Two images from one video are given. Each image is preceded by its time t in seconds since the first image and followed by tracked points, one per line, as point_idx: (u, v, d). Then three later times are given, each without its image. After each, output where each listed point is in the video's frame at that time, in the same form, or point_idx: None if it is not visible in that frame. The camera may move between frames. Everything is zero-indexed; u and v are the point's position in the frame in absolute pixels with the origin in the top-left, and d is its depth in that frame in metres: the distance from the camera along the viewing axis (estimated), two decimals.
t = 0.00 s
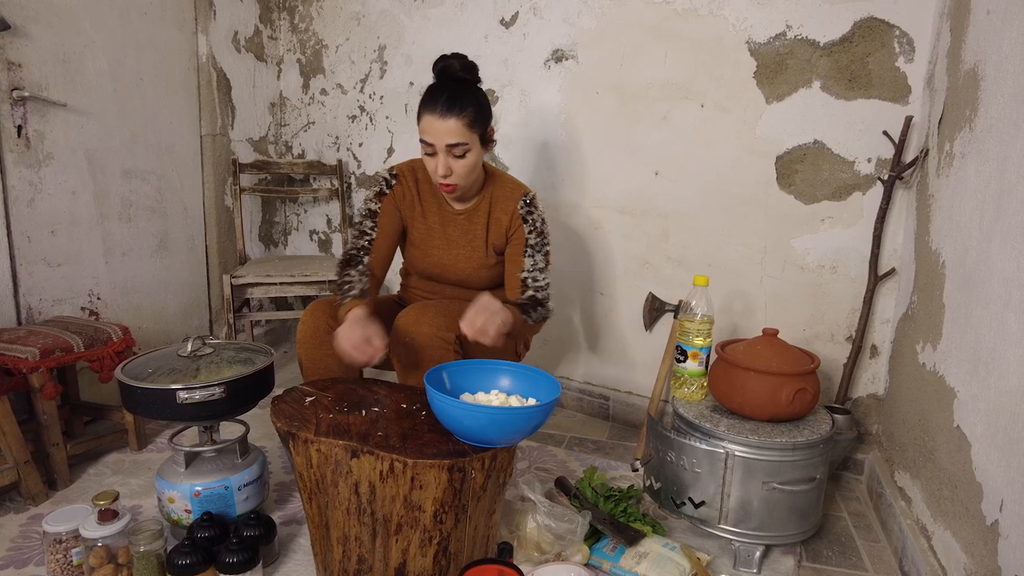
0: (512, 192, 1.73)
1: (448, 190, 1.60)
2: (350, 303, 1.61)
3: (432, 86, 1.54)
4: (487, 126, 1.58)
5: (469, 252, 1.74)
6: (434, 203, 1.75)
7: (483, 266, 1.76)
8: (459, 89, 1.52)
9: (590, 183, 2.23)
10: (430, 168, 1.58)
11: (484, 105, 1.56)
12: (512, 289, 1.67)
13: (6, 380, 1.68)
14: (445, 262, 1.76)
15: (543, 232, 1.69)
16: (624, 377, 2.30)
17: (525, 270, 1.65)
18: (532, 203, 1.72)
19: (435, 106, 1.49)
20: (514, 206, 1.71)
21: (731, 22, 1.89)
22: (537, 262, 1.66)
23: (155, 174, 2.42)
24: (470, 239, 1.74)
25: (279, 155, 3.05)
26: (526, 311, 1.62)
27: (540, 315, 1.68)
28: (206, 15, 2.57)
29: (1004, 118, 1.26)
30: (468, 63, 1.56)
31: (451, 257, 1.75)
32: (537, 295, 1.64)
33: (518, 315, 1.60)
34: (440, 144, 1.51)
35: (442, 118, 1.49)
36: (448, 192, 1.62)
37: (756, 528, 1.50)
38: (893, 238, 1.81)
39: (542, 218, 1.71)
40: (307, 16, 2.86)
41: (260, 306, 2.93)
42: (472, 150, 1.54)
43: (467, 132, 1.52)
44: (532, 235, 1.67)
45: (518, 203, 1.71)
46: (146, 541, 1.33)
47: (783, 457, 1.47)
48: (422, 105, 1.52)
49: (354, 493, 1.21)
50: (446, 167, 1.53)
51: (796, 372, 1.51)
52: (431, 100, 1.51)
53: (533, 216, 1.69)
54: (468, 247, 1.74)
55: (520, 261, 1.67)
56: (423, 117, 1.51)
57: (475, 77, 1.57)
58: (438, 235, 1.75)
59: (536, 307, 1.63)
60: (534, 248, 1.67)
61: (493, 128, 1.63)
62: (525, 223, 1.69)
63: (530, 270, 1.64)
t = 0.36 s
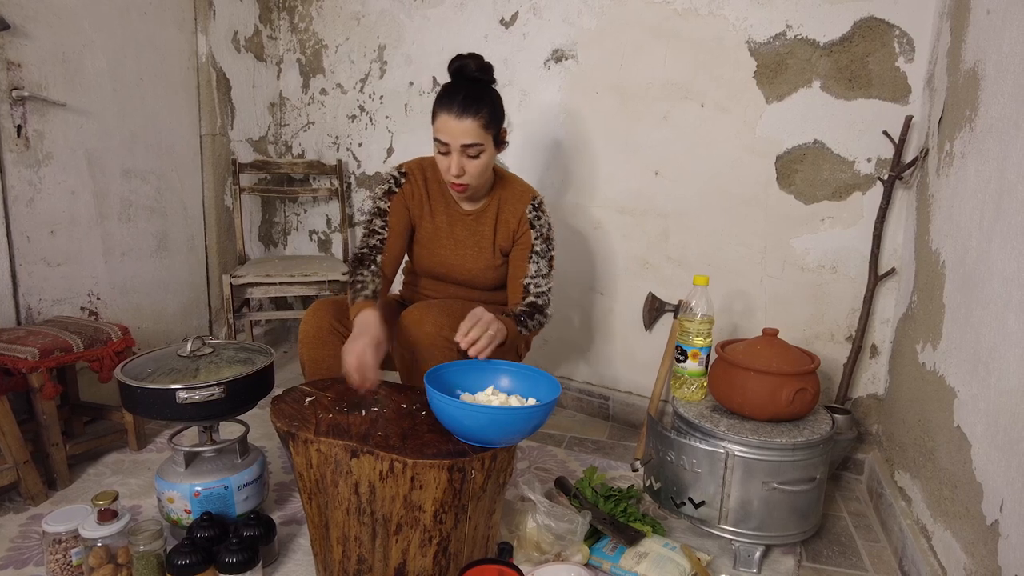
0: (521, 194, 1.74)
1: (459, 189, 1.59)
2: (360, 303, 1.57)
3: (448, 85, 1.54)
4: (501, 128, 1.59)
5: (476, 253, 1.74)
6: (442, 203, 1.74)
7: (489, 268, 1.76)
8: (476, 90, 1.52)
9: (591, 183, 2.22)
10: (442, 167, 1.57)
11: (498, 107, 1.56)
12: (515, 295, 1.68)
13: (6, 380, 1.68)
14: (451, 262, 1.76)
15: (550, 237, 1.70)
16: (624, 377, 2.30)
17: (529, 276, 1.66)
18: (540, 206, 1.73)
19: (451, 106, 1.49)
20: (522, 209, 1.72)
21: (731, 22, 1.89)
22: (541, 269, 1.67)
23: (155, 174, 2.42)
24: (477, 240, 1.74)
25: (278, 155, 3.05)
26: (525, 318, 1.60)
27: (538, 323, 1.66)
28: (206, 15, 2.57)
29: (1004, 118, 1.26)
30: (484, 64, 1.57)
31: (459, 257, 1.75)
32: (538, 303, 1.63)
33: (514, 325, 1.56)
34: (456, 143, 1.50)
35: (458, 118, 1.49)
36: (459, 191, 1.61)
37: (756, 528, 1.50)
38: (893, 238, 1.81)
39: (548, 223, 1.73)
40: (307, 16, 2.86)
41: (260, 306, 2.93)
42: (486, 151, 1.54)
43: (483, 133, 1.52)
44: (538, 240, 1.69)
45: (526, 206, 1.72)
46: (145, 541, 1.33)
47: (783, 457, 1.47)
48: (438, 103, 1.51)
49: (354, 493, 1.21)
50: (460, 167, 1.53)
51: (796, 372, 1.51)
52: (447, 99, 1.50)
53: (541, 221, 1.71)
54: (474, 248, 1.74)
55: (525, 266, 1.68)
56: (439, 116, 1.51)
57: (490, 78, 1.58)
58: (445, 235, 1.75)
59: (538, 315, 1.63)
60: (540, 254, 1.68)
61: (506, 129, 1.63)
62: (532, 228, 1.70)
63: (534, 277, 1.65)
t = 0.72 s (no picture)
0: (522, 195, 1.74)
1: (461, 190, 1.59)
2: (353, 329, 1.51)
3: (455, 86, 1.53)
4: (506, 130, 1.59)
5: (477, 253, 1.74)
6: (445, 203, 1.74)
7: (491, 268, 1.76)
8: (483, 92, 1.52)
9: (590, 183, 2.22)
10: (446, 168, 1.57)
11: (504, 109, 1.56)
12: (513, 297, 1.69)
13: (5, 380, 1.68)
14: (452, 262, 1.76)
15: (550, 239, 1.71)
16: (623, 377, 2.30)
17: (527, 276, 1.66)
18: (541, 207, 1.73)
19: (458, 107, 1.49)
20: (524, 210, 1.72)
21: (730, 22, 1.89)
22: (541, 270, 1.67)
23: (155, 174, 2.42)
24: (478, 241, 1.74)
25: (278, 155, 3.05)
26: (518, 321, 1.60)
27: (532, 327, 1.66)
28: (205, 15, 2.57)
29: (1003, 118, 1.26)
30: (490, 65, 1.56)
31: (460, 257, 1.75)
32: (535, 305, 1.64)
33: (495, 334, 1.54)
34: (461, 145, 1.50)
35: (465, 120, 1.48)
36: (461, 192, 1.61)
37: (756, 528, 1.50)
38: (892, 238, 1.81)
39: (550, 225, 1.73)
40: (307, 16, 2.86)
41: (259, 306, 2.93)
42: (490, 153, 1.54)
43: (488, 136, 1.52)
44: (539, 241, 1.69)
45: (528, 208, 1.72)
46: (145, 541, 1.32)
47: (782, 457, 1.47)
48: (445, 104, 1.51)
49: (353, 493, 1.21)
50: (463, 169, 1.52)
51: (795, 372, 1.52)
52: (453, 100, 1.50)
53: (541, 222, 1.71)
54: (476, 249, 1.74)
55: (524, 267, 1.68)
56: (444, 117, 1.50)
57: (497, 80, 1.58)
58: (447, 236, 1.74)
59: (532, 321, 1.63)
60: (540, 255, 1.68)
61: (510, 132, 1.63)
62: (533, 229, 1.70)
63: (532, 278, 1.66)
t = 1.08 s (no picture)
0: (520, 194, 1.74)
1: (467, 191, 1.59)
2: (391, 298, 1.50)
3: (460, 86, 1.52)
4: (510, 131, 1.59)
5: (476, 252, 1.75)
6: (444, 203, 1.74)
7: (489, 266, 1.76)
8: (489, 93, 1.51)
9: (590, 183, 2.22)
10: (451, 169, 1.57)
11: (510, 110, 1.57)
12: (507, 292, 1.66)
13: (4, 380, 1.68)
14: (451, 261, 1.76)
15: (546, 234, 1.68)
16: (623, 377, 2.30)
17: (519, 271, 1.64)
18: (538, 204, 1.72)
19: (465, 108, 1.49)
20: (520, 209, 1.71)
21: (730, 22, 1.89)
22: (533, 265, 1.64)
23: (154, 174, 2.42)
24: (477, 240, 1.74)
25: (278, 155, 3.05)
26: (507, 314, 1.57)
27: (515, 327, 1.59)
28: (205, 15, 2.57)
29: (1002, 117, 1.26)
30: (494, 66, 1.56)
31: (458, 257, 1.75)
32: (527, 299, 1.61)
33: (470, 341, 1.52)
34: (468, 146, 1.50)
35: (472, 121, 1.48)
36: (467, 193, 1.61)
37: (756, 528, 1.50)
38: (891, 238, 1.81)
39: (546, 221, 1.71)
40: (306, 16, 2.86)
41: (259, 306, 2.93)
42: (496, 154, 1.55)
43: (494, 136, 1.52)
44: (533, 237, 1.67)
45: (524, 206, 1.71)
46: (145, 542, 1.32)
47: (782, 457, 1.47)
48: (451, 104, 1.50)
49: (353, 493, 1.21)
50: (470, 170, 1.53)
51: (795, 371, 1.51)
52: (460, 101, 1.49)
53: (538, 219, 1.69)
54: (475, 249, 1.75)
55: (517, 262, 1.66)
56: (450, 118, 1.50)
57: (500, 80, 1.57)
58: (446, 236, 1.75)
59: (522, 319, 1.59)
60: (533, 250, 1.66)
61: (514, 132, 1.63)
62: (529, 225, 1.69)
63: (524, 272, 1.63)
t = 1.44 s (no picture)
0: (524, 195, 1.74)
1: (468, 188, 1.58)
2: (382, 314, 1.50)
3: (464, 83, 1.52)
4: (512, 130, 1.60)
5: (479, 252, 1.74)
6: (446, 203, 1.73)
7: (492, 267, 1.76)
8: (493, 90, 1.52)
9: (590, 183, 2.22)
10: (453, 165, 1.56)
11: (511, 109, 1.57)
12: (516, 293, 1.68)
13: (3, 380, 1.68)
14: (453, 261, 1.76)
15: (552, 237, 1.70)
16: (622, 377, 2.30)
17: (530, 275, 1.65)
18: (543, 206, 1.73)
19: (469, 103, 1.49)
20: (525, 211, 1.72)
21: (730, 22, 1.89)
22: (543, 268, 1.66)
23: (154, 174, 2.42)
24: (480, 240, 1.73)
25: (278, 155, 3.05)
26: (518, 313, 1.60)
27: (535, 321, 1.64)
28: (205, 15, 2.57)
29: (1002, 117, 1.26)
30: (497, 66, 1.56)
31: (461, 257, 1.75)
32: (538, 302, 1.63)
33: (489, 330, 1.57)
34: (472, 141, 1.50)
35: (476, 117, 1.48)
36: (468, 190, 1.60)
37: (755, 528, 1.50)
38: (891, 238, 1.81)
39: (552, 224, 1.73)
40: (306, 16, 2.85)
41: (258, 306, 2.93)
42: (499, 151, 1.55)
43: (497, 133, 1.52)
44: (541, 240, 1.68)
45: (529, 209, 1.72)
46: (144, 542, 1.32)
47: (782, 457, 1.47)
48: (456, 100, 1.50)
49: (353, 494, 1.21)
50: (473, 166, 1.52)
51: (795, 371, 1.52)
52: (464, 97, 1.50)
53: (544, 222, 1.71)
54: (477, 249, 1.74)
55: (527, 266, 1.67)
56: (453, 113, 1.50)
57: (503, 80, 1.57)
58: (448, 236, 1.74)
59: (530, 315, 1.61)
60: (542, 254, 1.67)
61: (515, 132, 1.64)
62: (535, 228, 1.70)
63: (535, 276, 1.65)
